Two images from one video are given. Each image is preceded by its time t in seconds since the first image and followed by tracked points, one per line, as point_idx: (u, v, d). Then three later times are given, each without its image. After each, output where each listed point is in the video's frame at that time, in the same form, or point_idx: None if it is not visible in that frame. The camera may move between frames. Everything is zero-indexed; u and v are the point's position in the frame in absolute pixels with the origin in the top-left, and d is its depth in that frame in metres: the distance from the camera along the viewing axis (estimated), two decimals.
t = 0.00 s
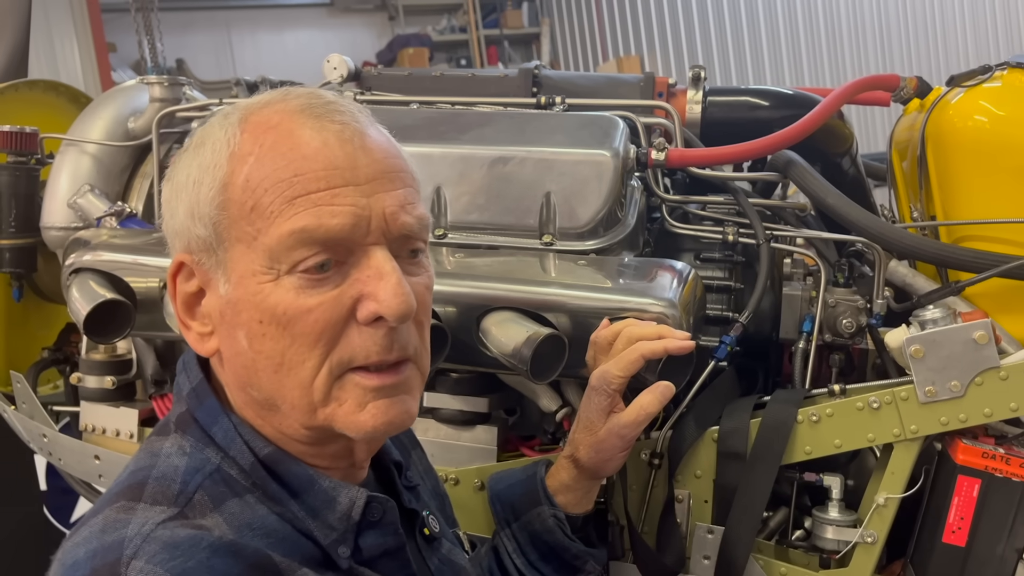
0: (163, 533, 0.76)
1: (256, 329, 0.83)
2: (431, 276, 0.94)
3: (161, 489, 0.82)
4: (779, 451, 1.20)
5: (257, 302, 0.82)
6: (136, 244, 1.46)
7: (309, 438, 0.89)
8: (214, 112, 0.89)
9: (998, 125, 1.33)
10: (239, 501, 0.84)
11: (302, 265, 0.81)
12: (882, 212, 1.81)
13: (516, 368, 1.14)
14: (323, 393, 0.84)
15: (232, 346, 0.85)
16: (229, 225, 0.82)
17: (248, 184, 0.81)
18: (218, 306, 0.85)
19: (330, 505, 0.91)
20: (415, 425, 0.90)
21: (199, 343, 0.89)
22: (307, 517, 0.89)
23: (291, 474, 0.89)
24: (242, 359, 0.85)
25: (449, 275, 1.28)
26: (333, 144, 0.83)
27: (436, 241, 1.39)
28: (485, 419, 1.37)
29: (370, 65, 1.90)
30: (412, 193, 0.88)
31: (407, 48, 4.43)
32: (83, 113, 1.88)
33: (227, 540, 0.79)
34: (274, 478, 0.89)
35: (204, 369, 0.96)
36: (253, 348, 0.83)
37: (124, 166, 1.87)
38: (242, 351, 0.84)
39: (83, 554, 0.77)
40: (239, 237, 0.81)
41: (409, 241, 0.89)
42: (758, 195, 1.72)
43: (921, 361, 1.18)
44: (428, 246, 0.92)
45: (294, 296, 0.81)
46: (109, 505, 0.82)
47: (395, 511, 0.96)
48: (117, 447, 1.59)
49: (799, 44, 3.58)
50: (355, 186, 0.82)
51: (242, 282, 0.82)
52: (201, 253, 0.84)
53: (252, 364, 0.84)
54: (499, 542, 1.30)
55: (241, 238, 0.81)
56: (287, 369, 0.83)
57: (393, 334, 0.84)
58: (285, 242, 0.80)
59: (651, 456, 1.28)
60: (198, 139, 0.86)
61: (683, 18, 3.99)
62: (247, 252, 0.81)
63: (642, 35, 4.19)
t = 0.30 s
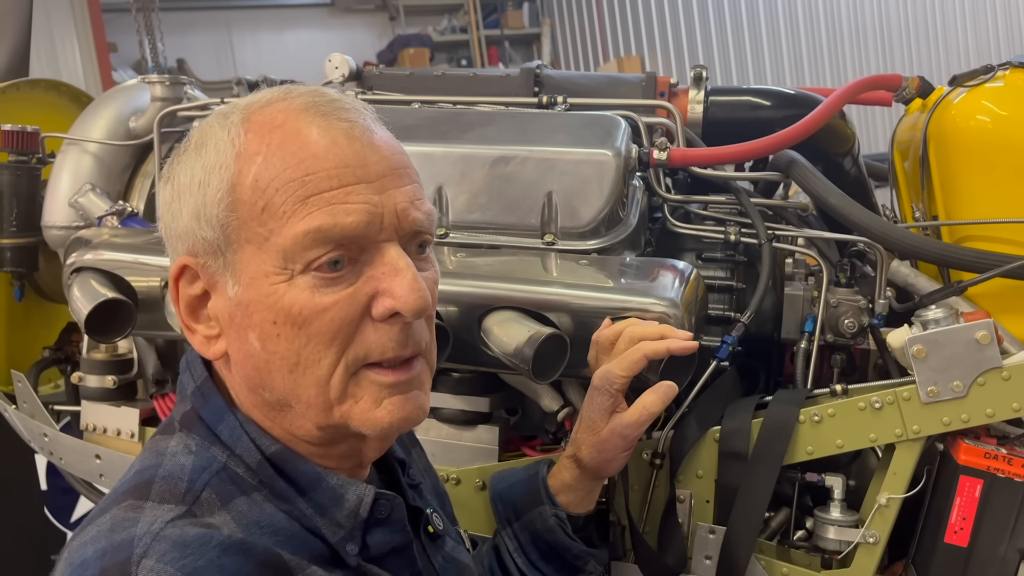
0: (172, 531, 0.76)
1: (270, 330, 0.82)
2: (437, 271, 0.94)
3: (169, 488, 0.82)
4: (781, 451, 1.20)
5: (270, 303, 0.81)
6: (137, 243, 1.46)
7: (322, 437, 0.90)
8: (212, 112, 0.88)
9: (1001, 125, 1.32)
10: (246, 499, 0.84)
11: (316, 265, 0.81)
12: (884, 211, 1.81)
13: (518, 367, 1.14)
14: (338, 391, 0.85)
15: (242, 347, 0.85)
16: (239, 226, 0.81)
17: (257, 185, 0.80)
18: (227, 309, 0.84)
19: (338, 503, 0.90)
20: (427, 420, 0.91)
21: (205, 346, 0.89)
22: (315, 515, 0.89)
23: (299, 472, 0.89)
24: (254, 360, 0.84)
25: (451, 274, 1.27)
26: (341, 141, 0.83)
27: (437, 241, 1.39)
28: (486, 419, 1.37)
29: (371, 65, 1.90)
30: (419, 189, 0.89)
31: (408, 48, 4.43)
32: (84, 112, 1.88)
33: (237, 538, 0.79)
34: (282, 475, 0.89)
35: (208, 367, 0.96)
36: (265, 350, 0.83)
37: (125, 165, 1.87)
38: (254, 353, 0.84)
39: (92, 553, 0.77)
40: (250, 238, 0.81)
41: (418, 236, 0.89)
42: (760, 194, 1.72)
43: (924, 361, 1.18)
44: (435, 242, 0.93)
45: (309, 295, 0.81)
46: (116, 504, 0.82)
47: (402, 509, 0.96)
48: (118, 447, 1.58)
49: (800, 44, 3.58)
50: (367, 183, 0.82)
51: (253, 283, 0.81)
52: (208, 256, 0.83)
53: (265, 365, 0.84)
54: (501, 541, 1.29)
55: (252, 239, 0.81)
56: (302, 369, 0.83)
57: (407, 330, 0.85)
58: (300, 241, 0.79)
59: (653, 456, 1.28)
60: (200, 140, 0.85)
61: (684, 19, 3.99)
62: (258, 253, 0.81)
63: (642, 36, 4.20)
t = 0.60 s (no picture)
0: (170, 533, 0.76)
1: (271, 330, 0.82)
2: (439, 270, 0.94)
3: (167, 488, 0.81)
4: (782, 452, 1.20)
5: (272, 302, 0.81)
6: (135, 242, 1.45)
7: (322, 438, 0.89)
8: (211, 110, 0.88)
9: (1002, 125, 1.32)
10: (245, 500, 0.83)
11: (318, 264, 0.80)
12: (885, 211, 1.80)
13: (517, 367, 1.13)
14: (340, 391, 0.84)
15: (243, 346, 0.84)
16: (240, 224, 0.80)
17: (259, 183, 0.79)
18: (227, 308, 0.84)
19: (337, 503, 0.90)
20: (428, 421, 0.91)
21: (204, 345, 0.88)
22: (314, 515, 0.88)
23: (298, 472, 0.88)
24: (255, 360, 0.84)
25: (451, 273, 1.27)
26: (344, 140, 0.82)
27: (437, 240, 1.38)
28: (486, 419, 1.37)
29: (371, 63, 1.89)
30: (421, 188, 0.88)
31: (409, 47, 4.43)
32: (83, 111, 1.88)
33: (235, 540, 0.79)
34: (281, 475, 0.88)
35: (207, 367, 0.95)
36: (266, 349, 0.83)
37: (124, 164, 1.87)
38: (255, 352, 0.83)
39: (89, 555, 0.76)
40: (251, 236, 0.80)
41: (420, 236, 0.89)
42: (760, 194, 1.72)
43: (925, 362, 1.18)
44: (436, 241, 0.92)
45: (311, 295, 0.81)
46: (114, 505, 0.81)
47: (402, 509, 0.96)
48: (116, 446, 1.58)
49: (801, 44, 3.57)
50: (369, 183, 0.82)
51: (254, 282, 0.81)
52: (208, 254, 0.82)
53: (266, 365, 0.83)
54: (500, 542, 1.29)
55: (253, 238, 0.80)
56: (304, 369, 0.83)
57: (409, 330, 0.85)
58: (302, 240, 0.79)
59: (653, 456, 1.27)
60: (200, 138, 0.85)
61: (684, 19, 3.99)
62: (259, 252, 0.80)
63: (642, 36, 4.20)
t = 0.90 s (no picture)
0: (166, 538, 0.75)
1: (304, 332, 0.80)
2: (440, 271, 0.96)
3: (163, 492, 0.81)
4: (782, 454, 1.19)
5: (306, 305, 0.79)
6: (134, 243, 1.45)
7: (340, 439, 0.89)
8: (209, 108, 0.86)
9: (1003, 126, 1.31)
10: (242, 504, 0.83)
11: (356, 266, 0.80)
12: (885, 213, 1.80)
13: (517, 369, 1.13)
14: (372, 393, 0.84)
15: (268, 351, 0.82)
16: (271, 226, 0.78)
17: (295, 184, 0.78)
18: (250, 311, 0.81)
19: (335, 508, 0.89)
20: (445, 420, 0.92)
21: (216, 350, 0.84)
22: (312, 519, 0.87)
23: (295, 476, 0.87)
24: (282, 363, 0.82)
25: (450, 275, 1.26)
26: (376, 143, 0.82)
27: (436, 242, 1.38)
28: (485, 421, 1.37)
29: (370, 64, 1.89)
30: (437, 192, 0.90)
31: (408, 49, 4.42)
32: (82, 112, 1.87)
33: (231, 545, 0.78)
34: (278, 479, 0.87)
35: (205, 370, 0.95)
36: (296, 352, 0.81)
37: (123, 165, 1.86)
38: (282, 356, 0.81)
39: (84, 560, 0.76)
40: (284, 238, 0.78)
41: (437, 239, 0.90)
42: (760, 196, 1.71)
43: (926, 364, 1.18)
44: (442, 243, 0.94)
45: (350, 297, 0.80)
46: (109, 510, 0.81)
47: (400, 513, 0.95)
48: (114, 448, 1.57)
49: (800, 47, 3.57)
50: (403, 186, 0.82)
51: (285, 285, 0.79)
52: (230, 257, 0.79)
53: (294, 368, 0.82)
54: (500, 545, 1.28)
55: (287, 239, 0.78)
56: (337, 372, 0.82)
57: (436, 330, 0.87)
58: (344, 242, 0.78)
59: (653, 458, 1.27)
60: (213, 137, 0.81)
61: (684, 21, 3.99)
62: (294, 254, 0.78)
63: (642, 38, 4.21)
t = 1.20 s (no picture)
0: (170, 549, 0.75)
1: (391, 327, 0.82)
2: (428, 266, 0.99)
3: (165, 501, 0.81)
4: (783, 458, 1.19)
5: (395, 301, 0.81)
6: (134, 244, 1.45)
7: (385, 430, 0.92)
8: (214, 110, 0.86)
9: (1003, 129, 1.31)
10: (245, 512, 0.83)
11: (433, 261, 0.84)
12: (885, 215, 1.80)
13: (517, 371, 1.13)
14: (438, 380, 0.90)
15: (350, 349, 0.82)
16: (365, 224, 0.78)
17: (387, 183, 0.79)
18: (334, 310, 0.80)
19: (339, 514, 0.88)
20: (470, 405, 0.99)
21: (289, 356, 0.81)
22: (316, 527, 0.86)
23: (299, 483, 0.87)
24: (364, 359, 0.83)
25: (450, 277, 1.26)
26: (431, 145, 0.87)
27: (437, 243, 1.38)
28: (484, 423, 1.37)
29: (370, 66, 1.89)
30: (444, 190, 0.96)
31: (408, 51, 4.43)
32: (81, 112, 1.87)
33: (237, 555, 0.79)
34: (282, 486, 0.87)
35: (204, 374, 0.93)
36: (380, 347, 0.83)
37: (123, 166, 1.86)
38: (364, 352, 0.82)
39: (86, 571, 0.76)
40: (375, 236, 0.79)
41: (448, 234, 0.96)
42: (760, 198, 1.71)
43: (926, 367, 1.17)
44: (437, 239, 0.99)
45: (430, 291, 0.84)
46: (110, 520, 0.81)
47: (405, 519, 0.94)
48: (113, 449, 1.56)
49: (800, 50, 3.57)
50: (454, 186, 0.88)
51: (374, 282, 0.80)
52: (316, 258, 0.77)
53: (375, 363, 0.83)
54: (499, 547, 1.28)
55: (377, 237, 0.79)
56: (413, 363, 0.86)
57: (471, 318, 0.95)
58: (432, 239, 0.82)
59: (653, 461, 1.27)
60: (290, 133, 0.77)
61: (683, 24, 4.00)
62: (384, 251, 0.80)
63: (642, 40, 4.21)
